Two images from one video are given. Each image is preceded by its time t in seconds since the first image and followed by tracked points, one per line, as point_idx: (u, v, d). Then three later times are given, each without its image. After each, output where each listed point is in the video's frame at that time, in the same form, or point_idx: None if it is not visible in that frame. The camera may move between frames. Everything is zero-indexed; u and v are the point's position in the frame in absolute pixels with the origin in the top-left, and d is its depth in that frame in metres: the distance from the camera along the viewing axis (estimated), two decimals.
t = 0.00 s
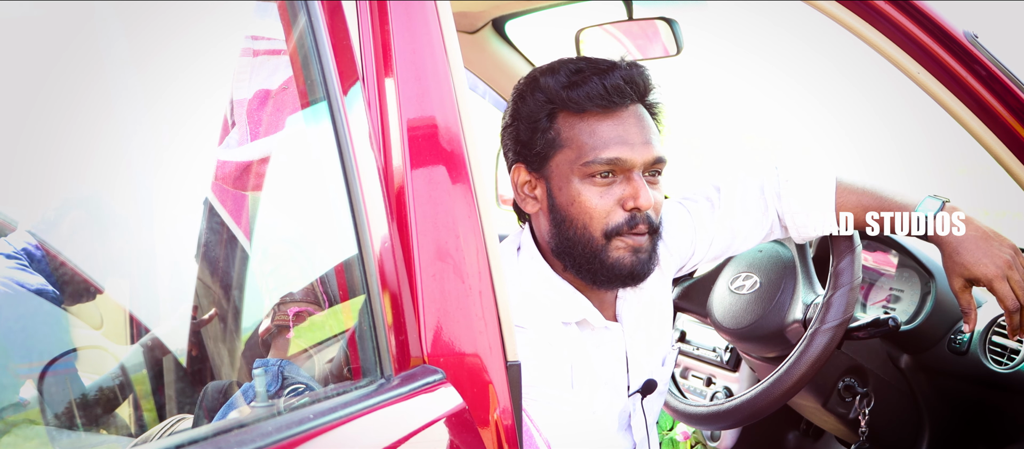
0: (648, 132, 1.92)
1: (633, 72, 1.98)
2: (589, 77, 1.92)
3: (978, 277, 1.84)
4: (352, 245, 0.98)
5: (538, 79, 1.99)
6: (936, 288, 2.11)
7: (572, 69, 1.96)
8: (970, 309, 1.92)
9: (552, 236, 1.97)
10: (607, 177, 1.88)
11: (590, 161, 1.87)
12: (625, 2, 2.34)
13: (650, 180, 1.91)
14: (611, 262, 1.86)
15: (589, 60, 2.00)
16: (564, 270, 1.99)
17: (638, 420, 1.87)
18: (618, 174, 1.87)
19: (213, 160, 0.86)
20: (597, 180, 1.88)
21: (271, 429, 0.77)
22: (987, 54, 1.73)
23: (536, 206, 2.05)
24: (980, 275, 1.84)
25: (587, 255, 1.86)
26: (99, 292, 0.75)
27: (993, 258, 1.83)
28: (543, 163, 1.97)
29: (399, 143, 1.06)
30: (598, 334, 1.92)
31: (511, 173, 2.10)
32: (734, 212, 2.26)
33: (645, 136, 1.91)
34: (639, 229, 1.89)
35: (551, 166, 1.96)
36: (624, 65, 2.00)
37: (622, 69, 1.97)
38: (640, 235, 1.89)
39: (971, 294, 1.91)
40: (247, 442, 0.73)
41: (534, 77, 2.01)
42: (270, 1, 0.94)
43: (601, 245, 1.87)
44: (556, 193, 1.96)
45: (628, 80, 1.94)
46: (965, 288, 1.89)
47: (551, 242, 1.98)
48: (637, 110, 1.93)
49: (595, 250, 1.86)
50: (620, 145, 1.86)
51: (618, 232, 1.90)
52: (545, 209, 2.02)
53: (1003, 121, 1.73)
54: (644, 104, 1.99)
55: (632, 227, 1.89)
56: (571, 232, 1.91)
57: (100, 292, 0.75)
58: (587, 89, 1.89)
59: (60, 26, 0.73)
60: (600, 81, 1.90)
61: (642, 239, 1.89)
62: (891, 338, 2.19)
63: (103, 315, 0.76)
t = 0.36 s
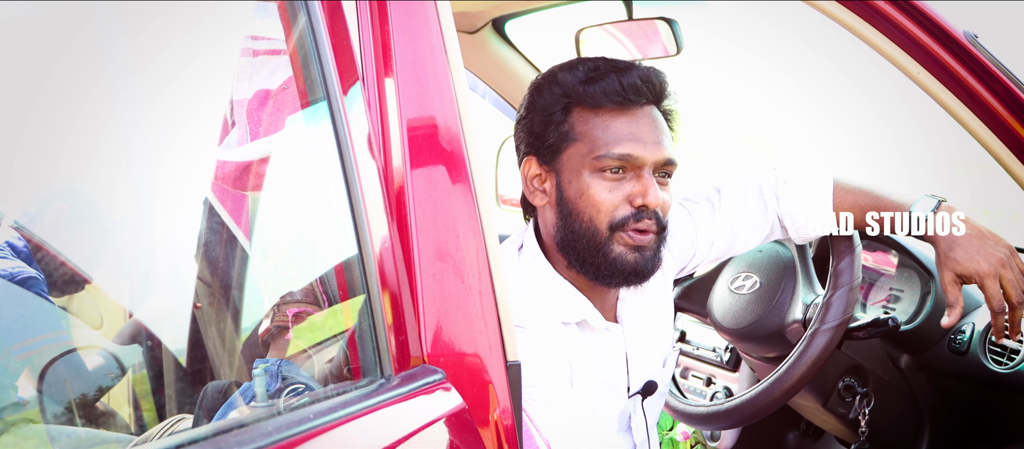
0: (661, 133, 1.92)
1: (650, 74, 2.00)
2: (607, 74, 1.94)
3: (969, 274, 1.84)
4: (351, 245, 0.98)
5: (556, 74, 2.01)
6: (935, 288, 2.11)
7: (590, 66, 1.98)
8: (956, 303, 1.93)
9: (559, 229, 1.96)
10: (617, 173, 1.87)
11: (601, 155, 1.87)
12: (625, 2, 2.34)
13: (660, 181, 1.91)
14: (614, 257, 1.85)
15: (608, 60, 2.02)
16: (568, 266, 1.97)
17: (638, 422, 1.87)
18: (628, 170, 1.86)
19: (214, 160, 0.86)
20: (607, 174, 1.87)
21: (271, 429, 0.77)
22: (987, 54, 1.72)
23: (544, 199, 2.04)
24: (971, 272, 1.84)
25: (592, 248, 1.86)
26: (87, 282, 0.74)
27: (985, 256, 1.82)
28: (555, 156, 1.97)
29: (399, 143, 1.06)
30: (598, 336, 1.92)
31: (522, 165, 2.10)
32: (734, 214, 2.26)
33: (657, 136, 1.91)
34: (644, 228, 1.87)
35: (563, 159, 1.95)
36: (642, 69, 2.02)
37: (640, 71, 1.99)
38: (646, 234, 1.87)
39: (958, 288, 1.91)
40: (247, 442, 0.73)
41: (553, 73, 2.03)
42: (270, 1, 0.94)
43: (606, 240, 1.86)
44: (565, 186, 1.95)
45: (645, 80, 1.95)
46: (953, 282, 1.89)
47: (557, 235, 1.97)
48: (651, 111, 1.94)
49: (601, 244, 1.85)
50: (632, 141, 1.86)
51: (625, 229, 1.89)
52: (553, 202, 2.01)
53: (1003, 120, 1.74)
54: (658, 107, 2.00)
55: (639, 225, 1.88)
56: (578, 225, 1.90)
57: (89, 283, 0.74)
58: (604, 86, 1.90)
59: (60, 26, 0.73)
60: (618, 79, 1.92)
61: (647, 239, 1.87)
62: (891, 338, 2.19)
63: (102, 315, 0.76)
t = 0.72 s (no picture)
0: (676, 130, 1.95)
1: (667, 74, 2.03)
2: (629, 70, 1.96)
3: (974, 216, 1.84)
4: (351, 244, 0.98)
5: (576, 68, 2.01)
6: (935, 288, 2.11)
7: (610, 62, 2.00)
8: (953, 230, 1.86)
9: (570, 220, 1.96)
10: (633, 165, 1.89)
11: (618, 146, 1.88)
12: (625, 2, 2.34)
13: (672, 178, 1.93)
14: (624, 250, 1.86)
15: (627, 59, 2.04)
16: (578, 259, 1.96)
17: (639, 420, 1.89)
18: (644, 164, 1.88)
19: (214, 159, 0.86)
20: (622, 166, 1.88)
21: (270, 430, 0.77)
22: (987, 54, 1.72)
23: (556, 192, 2.03)
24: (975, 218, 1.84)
25: (603, 240, 1.86)
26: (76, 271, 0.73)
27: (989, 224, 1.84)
28: (570, 147, 1.97)
29: (399, 143, 1.06)
30: (600, 333, 1.93)
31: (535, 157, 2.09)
32: (731, 211, 2.27)
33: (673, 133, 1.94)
34: (655, 223, 1.89)
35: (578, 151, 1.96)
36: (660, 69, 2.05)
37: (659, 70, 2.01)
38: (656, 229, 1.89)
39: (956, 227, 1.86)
40: (246, 442, 0.73)
41: (572, 67, 2.03)
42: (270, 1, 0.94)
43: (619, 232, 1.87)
44: (578, 178, 1.95)
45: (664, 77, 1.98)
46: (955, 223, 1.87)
47: (568, 227, 1.96)
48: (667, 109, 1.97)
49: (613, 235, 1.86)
50: (649, 135, 1.89)
51: (636, 224, 1.89)
52: (565, 195, 2.00)
53: (1002, 121, 1.73)
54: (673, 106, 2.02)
55: (650, 220, 1.89)
56: (591, 216, 1.90)
57: (77, 273, 0.73)
58: (626, 80, 1.93)
59: (61, 26, 0.73)
60: (639, 74, 1.95)
61: (657, 234, 1.88)
62: (891, 338, 2.19)
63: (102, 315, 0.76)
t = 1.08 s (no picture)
0: (663, 132, 1.92)
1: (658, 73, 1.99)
2: (612, 73, 1.94)
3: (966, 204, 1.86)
4: (351, 244, 0.98)
5: (565, 73, 2.02)
6: (935, 288, 2.10)
7: (598, 65, 1.99)
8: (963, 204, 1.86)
9: (559, 226, 1.97)
10: (616, 170, 1.88)
11: (600, 152, 1.87)
12: (625, 1, 2.34)
13: (660, 181, 1.90)
14: (609, 255, 1.86)
15: (618, 60, 2.02)
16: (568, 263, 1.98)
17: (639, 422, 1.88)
18: (627, 168, 1.87)
19: (213, 159, 0.86)
20: (605, 171, 1.88)
21: (270, 429, 0.77)
22: (987, 54, 1.72)
23: (548, 197, 2.06)
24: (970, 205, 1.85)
25: (588, 246, 1.87)
26: (73, 270, 0.73)
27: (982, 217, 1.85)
28: (558, 154, 1.99)
29: (399, 143, 1.06)
30: (599, 335, 1.91)
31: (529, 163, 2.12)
32: (732, 212, 2.27)
33: (660, 135, 1.91)
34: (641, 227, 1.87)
35: (565, 157, 1.97)
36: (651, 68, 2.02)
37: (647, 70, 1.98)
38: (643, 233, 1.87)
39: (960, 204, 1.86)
40: (246, 442, 0.73)
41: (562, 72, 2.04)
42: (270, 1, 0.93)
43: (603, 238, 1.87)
44: (566, 183, 1.97)
45: (650, 78, 1.95)
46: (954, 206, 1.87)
47: (558, 232, 1.98)
48: (654, 110, 1.94)
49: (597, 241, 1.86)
50: (632, 139, 1.87)
51: (623, 228, 1.89)
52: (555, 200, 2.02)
53: (1003, 120, 1.72)
54: (663, 106, 1.99)
55: (636, 224, 1.88)
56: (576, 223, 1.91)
57: (74, 272, 0.72)
58: (609, 83, 1.91)
59: (60, 26, 0.73)
60: (621, 77, 1.93)
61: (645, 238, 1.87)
62: (891, 338, 2.19)
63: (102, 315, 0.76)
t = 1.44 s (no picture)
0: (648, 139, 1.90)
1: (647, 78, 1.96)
2: (597, 80, 1.94)
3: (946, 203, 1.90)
4: (351, 244, 0.98)
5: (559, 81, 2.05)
6: (935, 288, 2.10)
7: (589, 72, 1.99)
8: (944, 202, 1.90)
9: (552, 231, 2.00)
10: (598, 178, 1.88)
11: (582, 160, 1.89)
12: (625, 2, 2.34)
13: (647, 188, 1.89)
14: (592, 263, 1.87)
15: (613, 65, 2.01)
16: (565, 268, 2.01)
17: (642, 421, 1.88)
18: (609, 176, 1.87)
19: (214, 159, 0.86)
20: (588, 179, 1.88)
21: (270, 429, 0.77)
22: (987, 54, 1.72)
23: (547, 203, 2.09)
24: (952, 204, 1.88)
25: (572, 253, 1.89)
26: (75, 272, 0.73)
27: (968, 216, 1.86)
28: (552, 161, 2.03)
29: (399, 143, 1.06)
30: (607, 336, 1.92)
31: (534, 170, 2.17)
32: (729, 209, 2.26)
33: (643, 142, 1.90)
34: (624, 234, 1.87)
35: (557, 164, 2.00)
36: (644, 73, 1.99)
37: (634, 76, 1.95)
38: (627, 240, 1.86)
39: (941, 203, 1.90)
40: (246, 442, 0.73)
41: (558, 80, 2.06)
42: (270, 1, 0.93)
43: (586, 245, 1.87)
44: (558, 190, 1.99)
45: (633, 85, 1.92)
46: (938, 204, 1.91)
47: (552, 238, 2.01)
48: (639, 116, 1.92)
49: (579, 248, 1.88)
50: (612, 147, 1.87)
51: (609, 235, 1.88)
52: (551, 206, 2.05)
53: (1002, 120, 1.73)
54: (654, 112, 1.96)
55: (619, 231, 1.88)
56: (562, 229, 1.93)
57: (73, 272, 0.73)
58: (592, 91, 1.91)
59: (60, 26, 0.73)
60: (604, 84, 1.92)
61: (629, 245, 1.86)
62: (891, 338, 2.19)
63: (102, 314, 0.76)
